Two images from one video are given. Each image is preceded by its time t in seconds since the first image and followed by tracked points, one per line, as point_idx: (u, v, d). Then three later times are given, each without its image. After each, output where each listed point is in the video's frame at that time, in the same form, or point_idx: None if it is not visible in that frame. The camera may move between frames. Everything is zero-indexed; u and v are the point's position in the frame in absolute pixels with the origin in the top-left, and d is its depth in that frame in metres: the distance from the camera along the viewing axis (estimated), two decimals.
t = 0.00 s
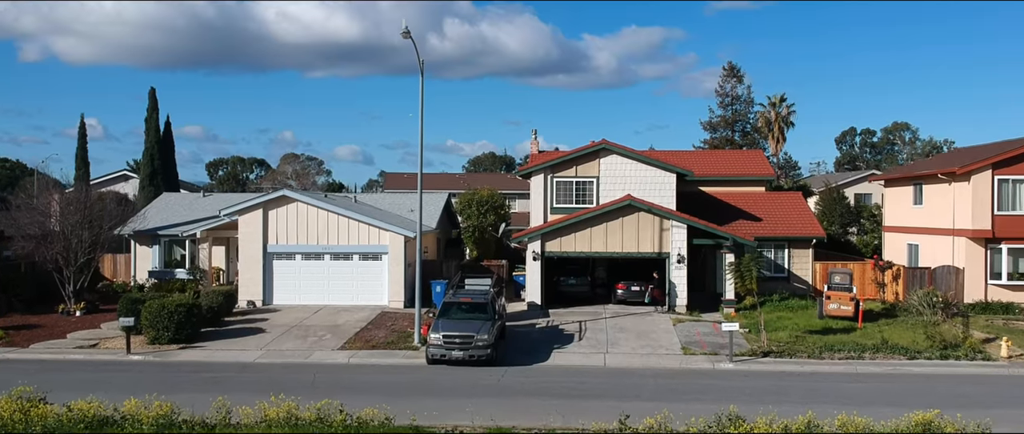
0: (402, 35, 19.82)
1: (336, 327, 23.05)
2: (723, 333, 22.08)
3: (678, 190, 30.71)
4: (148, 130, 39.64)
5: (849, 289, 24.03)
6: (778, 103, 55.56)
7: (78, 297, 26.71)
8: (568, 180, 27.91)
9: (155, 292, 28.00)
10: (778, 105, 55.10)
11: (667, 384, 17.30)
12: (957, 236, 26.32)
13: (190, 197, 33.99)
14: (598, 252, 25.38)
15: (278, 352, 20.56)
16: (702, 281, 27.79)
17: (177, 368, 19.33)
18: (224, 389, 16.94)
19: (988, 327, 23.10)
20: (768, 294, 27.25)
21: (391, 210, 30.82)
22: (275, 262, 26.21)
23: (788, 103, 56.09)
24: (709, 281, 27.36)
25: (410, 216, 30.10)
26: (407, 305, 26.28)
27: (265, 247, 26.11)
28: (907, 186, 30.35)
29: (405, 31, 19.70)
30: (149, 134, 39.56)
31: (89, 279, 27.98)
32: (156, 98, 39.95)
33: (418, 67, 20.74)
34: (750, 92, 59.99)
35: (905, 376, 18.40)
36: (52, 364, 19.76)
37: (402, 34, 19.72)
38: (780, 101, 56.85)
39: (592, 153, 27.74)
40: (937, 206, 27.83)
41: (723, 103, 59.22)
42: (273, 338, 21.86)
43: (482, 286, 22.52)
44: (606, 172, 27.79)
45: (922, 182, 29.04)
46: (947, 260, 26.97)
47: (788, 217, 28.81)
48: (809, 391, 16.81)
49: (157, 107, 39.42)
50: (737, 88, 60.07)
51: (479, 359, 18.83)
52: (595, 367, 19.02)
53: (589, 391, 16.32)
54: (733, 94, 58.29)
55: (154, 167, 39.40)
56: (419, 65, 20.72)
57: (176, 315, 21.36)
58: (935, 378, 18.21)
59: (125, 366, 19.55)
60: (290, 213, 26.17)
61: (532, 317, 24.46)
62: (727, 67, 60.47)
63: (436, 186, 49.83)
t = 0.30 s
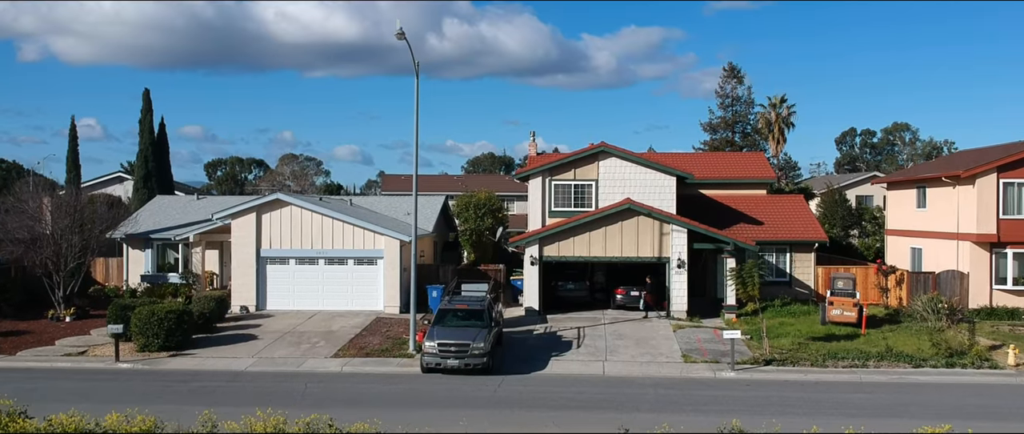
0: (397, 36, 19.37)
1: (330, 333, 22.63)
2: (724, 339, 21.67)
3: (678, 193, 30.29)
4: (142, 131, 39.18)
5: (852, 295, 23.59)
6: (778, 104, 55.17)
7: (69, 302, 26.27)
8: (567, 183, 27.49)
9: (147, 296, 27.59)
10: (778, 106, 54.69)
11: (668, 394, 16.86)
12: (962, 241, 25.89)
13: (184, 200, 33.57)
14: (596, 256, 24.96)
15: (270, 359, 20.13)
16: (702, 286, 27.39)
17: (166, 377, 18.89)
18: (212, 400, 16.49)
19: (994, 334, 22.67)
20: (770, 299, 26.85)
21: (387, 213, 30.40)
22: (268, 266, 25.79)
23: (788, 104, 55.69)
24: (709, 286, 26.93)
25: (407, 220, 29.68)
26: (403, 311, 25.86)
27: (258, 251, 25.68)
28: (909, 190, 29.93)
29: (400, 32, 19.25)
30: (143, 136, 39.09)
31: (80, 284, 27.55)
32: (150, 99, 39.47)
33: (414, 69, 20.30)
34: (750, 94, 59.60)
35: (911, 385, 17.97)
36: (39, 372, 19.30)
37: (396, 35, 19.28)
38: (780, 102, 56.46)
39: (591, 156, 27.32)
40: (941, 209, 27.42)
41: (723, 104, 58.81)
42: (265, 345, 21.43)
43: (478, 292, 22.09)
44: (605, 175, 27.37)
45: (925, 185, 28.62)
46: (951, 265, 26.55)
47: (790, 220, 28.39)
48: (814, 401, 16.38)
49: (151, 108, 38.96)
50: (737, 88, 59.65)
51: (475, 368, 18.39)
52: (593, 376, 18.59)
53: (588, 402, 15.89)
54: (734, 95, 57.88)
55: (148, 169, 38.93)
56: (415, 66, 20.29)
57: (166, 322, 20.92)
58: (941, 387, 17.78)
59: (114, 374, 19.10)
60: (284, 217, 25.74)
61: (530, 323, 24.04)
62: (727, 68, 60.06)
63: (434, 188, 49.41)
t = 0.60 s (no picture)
0: (391, 38, 18.94)
1: (323, 340, 22.21)
2: (725, 346, 21.26)
3: (678, 196, 29.88)
4: (137, 133, 38.73)
5: (856, 301, 23.15)
6: (778, 105, 54.77)
7: (59, 308, 25.85)
8: (565, 186, 27.06)
9: (139, 301, 27.20)
10: (779, 106, 54.27)
11: (668, 404, 16.42)
12: (966, 245, 25.52)
13: (178, 204, 33.15)
14: (595, 261, 24.54)
15: (261, 368, 19.68)
16: (702, 290, 26.96)
17: (155, 386, 18.44)
18: (200, 411, 16.03)
19: (1000, 340, 22.23)
20: (772, 304, 26.43)
21: (383, 217, 29.97)
22: (262, 271, 25.36)
23: (788, 105, 55.28)
24: (710, 290, 26.51)
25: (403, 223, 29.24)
26: (399, 316, 25.43)
27: (251, 256, 25.25)
28: (913, 192, 29.50)
29: (394, 33, 18.81)
30: (137, 138, 38.67)
31: (70, 289, 27.14)
32: (144, 101, 39.03)
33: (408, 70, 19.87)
34: (750, 94, 59.16)
35: (917, 395, 17.54)
36: (25, 381, 18.85)
37: (391, 36, 18.85)
38: (780, 102, 56.02)
39: (590, 159, 26.90)
40: (946, 213, 26.98)
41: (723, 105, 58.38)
42: (257, 352, 20.99)
43: (475, 298, 21.66)
44: (604, 178, 26.95)
45: (930, 188, 28.19)
46: (956, 270, 26.14)
47: (792, 224, 27.96)
48: (818, 412, 15.93)
49: (145, 110, 38.51)
50: (737, 89, 59.22)
51: (471, 377, 17.96)
52: (592, 386, 18.14)
53: (586, 414, 15.43)
54: (734, 96, 57.46)
55: (142, 171, 38.48)
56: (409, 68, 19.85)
57: (155, 329, 20.48)
58: (949, 397, 17.33)
59: (101, 384, 18.66)
60: (277, 221, 25.30)
61: (527, 330, 23.62)
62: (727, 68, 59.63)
63: (432, 190, 48.99)
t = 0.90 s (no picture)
0: (385, 39, 18.50)
1: (317, 348, 21.79)
2: (726, 354, 20.87)
3: (678, 200, 29.46)
4: (130, 134, 38.28)
5: (859, 307, 22.73)
6: (779, 106, 54.37)
7: (48, 314, 25.41)
8: (564, 190, 26.63)
9: (131, 307, 26.79)
10: (779, 107, 53.86)
11: (668, 416, 15.99)
12: (971, 249, 25.13)
13: (171, 207, 32.71)
14: (594, 266, 24.13)
15: (252, 377, 19.24)
16: (702, 295, 26.54)
17: (143, 396, 18.00)
18: (188, 423, 15.58)
19: (1006, 348, 21.81)
20: (773, 310, 26.02)
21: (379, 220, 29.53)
22: (255, 276, 24.92)
23: (789, 106, 54.87)
24: (710, 296, 26.09)
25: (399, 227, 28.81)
26: (394, 322, 24.99)
27: (244, 261, 24.81)
28: (916, 195, 29.08)
29: (387, 34, 18.37)
30: (131, 140, 38.20)
31: (61, 294, 26.70)
32: (138, 102, 38.54)
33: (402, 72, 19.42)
34: (750, 95, 58.72)
35: (924, 405, 17.10)
36: (10, 391, 18.40)
37: (385, 38, 18.41)
38: (781, 103, 55.64)
39: (588, 162, 26.47)
40: (950, 216, 26.57)
41: (723, 106, 57.98)
42: (249, 360, 20.55)
43: (471, 305, 21.23)
44: (603, 181, 26.52)
45: (933, 191, 27.77)
46: (960, 275, 25.75)
47: (793, 228, 27.55)
48: (823, 424, 15.50)
49: (139, 111, 38.04)
50: (737, 90, 58.80)
51: (466, 387, 17.54)
52: (590, 395, 17.71)
53: (584, 426, 14.99)
54: (734, 97, 57.03)
55: (136, 173, 38.01)
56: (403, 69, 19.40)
57: (145, 337, 20.03)
58: (956, 407, 16.89)
59: (88, 394, 18.21)
60: (271, 226, 24.85)
61: (525, 336, 23.19)
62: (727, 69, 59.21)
63: (430, 192, 48.57)
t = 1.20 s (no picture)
0: (378, 41, 18.07)
1: (310, 356, 21.38)
2: (727, 362, 20.50)
3: (678, 203, 29.05)
4: (124, 136, 37.86)
5: (863, 314, 22.32)
6: (778, 106, 54.00)
7: (38, 320, 24.99)
8: (562, 194, 26.22)
9: (122, 313, 26.39)
10: (779, 109, 53.48)
11: (668, 428, 15.56)
12: (975, 254, 24.72)
13: (164, 211, 32.31)
14: (592, 272, 23.72)
15: (243, 387, 18.82)
16: (703, 301, 26.13)
17: (130, 407, 17.57)
18: None
19: (1012, 355, 21.40)
20: (775, 316, 25.63)
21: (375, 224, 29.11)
22: (248, 282, 24.50)
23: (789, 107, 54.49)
24: (710, 301, 25.69)
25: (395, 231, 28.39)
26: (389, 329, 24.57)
27: (236, 267, 24.39)
28: (920, 199, 28.68)
29: (381, 36, 17.95)
30: (125, 142, 37.81)
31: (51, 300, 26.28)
32: (132, 104, 38.13)
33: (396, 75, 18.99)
34: (750, 96, 58.29)
35: (930, 416, 16.68)
36: None
37: (378, 40, 17.98)
38: (780, 104, 55.26)
39: (587, 165, 26.05)
40: (954, 221, 26.17)
41: (723, 107, 57.59)
42: (240, 369, 20.13)
43: (467, 312, 20.81)
44: (602, 185, 26.11)
45: (937, 195, 27.38)
46: (965, 280, 25.34)
47: (795, 232, 27.14)
48: None
49: (132, 113, 37.61)
50: (737, 91, 58.41)
51: (462, 399, 17.12)
52: (589, 406, 17.28)
53: None
54: (734, 98, 56.63)
55: (130, 176, 37.60)
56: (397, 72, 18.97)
57: (134, 346, 19.60)
58: (963, 419, 16.47)
59: (75, 404, 17.79)
60: (264, 230, 24.42)
61: (522, 344, 22.78)
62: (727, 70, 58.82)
63: (427, 194, 48.15)
